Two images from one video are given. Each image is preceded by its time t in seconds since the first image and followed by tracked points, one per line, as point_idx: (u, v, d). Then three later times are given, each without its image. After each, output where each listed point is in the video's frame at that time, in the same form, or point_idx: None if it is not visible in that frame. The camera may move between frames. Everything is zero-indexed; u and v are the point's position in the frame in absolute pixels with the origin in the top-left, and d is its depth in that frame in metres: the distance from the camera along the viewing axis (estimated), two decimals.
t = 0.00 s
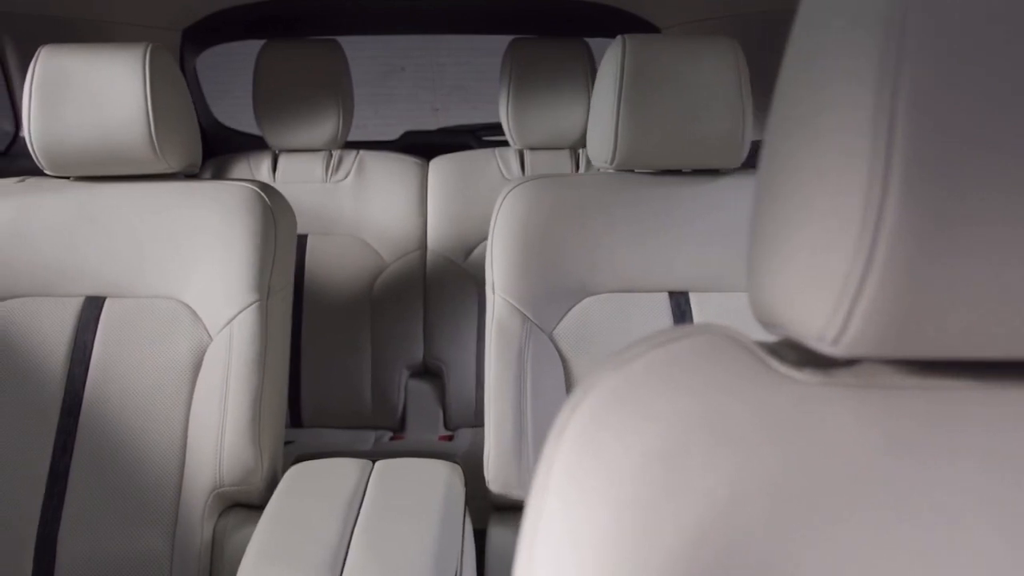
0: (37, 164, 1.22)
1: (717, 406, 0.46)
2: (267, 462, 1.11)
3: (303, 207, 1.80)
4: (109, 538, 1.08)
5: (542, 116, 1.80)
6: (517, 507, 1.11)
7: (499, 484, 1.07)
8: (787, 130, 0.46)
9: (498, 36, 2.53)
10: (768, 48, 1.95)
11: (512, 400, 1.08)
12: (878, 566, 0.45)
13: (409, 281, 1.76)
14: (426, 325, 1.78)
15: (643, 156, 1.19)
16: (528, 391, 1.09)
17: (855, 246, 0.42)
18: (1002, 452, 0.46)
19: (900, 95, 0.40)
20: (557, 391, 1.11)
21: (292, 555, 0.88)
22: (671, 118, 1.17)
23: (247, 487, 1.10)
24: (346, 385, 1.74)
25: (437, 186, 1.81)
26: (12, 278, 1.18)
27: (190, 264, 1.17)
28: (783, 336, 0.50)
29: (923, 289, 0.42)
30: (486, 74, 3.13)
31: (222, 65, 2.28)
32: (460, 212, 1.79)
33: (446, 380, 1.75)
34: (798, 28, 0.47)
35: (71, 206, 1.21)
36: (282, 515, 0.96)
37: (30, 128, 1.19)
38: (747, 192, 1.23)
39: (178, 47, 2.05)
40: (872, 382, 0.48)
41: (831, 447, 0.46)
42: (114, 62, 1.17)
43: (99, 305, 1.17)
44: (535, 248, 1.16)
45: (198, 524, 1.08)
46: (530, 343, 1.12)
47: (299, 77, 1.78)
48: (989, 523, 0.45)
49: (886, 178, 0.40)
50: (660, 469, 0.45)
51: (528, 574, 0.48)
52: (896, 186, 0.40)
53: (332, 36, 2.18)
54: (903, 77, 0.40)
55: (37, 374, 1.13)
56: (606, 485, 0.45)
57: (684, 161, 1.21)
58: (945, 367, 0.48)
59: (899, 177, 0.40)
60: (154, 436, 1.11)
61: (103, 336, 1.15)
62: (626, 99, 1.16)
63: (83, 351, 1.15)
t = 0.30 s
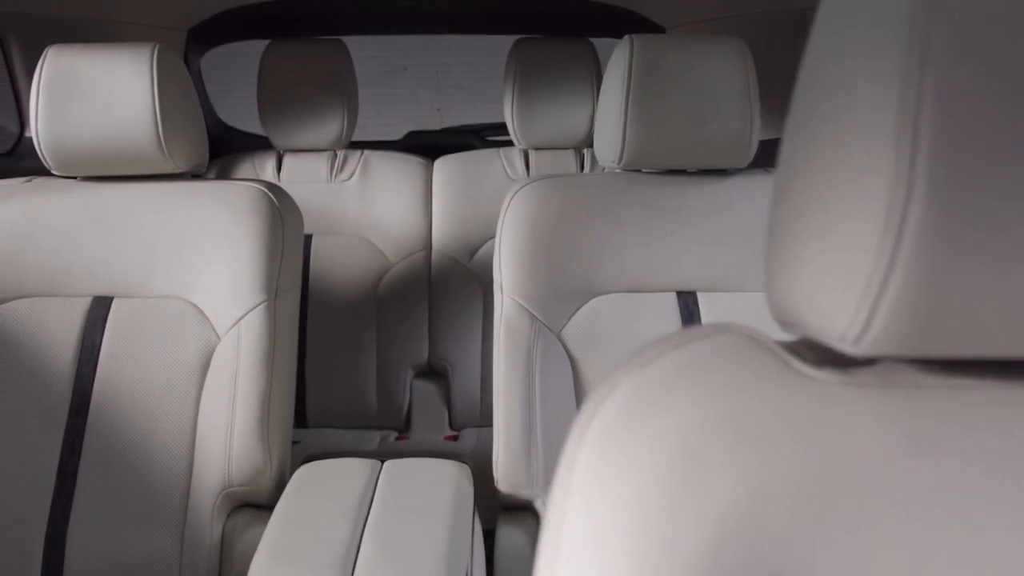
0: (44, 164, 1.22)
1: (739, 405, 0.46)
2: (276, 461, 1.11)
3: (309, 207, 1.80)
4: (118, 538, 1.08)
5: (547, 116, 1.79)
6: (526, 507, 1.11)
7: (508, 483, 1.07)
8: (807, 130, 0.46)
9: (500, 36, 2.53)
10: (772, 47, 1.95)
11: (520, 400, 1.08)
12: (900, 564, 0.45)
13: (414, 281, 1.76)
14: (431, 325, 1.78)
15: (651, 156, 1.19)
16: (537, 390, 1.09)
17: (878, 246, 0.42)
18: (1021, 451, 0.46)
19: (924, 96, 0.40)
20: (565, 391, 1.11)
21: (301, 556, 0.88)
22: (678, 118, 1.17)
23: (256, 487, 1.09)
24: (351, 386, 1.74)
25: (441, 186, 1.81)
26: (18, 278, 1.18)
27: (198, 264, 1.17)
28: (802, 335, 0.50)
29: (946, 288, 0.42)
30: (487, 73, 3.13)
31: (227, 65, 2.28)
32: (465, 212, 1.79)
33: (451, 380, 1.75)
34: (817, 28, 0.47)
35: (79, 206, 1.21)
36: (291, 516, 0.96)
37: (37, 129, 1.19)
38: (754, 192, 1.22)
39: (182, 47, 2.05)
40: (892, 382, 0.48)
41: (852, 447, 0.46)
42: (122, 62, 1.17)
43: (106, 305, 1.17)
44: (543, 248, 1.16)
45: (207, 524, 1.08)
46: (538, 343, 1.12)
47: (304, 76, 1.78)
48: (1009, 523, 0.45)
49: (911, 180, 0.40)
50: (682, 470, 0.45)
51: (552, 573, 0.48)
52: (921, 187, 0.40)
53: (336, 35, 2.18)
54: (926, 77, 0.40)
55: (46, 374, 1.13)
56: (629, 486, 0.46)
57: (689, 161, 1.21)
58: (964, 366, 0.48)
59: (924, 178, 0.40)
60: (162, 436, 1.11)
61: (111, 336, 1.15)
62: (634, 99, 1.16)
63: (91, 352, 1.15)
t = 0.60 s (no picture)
0: (53, 164, 1.22)
1: (763, 406, 0.46)
2: (286, 461, 1.11)
3: (315, 208, 1.80)
4: (128, 538, 1.08)
5: (552, 116, 1.79)
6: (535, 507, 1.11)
7: (518, 483, 1.06)
8: (827, 129, 0.46)
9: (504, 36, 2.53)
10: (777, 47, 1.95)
11: (530, 399, 1.08)
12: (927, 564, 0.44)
13: (419, 281, 1.76)
14: (437, 325, 1.78)
15: (658, 156, 1.20)
16: (547, 390, 1.08)
17: (905, 246, 0.42)
18: None
19: (951, 99, 0.40)
20: (575, 391, 1.11)
21: (313, 555, 0.88)
22: (687, 118, 1.17)
23: (266, 487, 1.09)
24: (358, 386, 1.74)
25: (446, 186, 1.81)
26: (26, 278, 1.17)
27: (206, 264, 1.17)
28: (824, 334, 0.50)
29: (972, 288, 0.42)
30: (489, 73, 3.13)
31: (230, 65, 2.27)
32: (470, 212, 1.79)
33: (457, 380, 1.75)
34: (839, 29, 0.46)
35: (87, 206, 1.21)
36: (302, 516, 0.96)
37: (45, 128, 1.19)
38: (763, 192, 1.23)
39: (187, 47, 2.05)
40: (914, 382, 0.48)
41: (877, 447, 0.46)
42: (131, 62, 1.17)
43: (115, 304, 1.17)
44: (552, 248, 1.16)
45: (217, 525, 1.08)
46: (548, 344, 1.12)
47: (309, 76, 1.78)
48: None
49: (938, 182, 0.40)
50: (707, 470, 0.45)
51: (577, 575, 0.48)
52: (948, 188, 0.40)
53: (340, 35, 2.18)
54: (953, 80, 0.40)
55: (55, 374, 1.13)
56: (654, 487, 0.45)
57: (694, 161, 1.21)
58: (985, 366, 0.48)
59: (951, 179, 0.40)
60: (172, 436, 1.11)
61: (120, 337, 1.15)
62: (642, 99, 1.16)
63: (100, 352, 1.15)
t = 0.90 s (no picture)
0: (60, 164, 1.22)
1: (785, 406, 0.46)
2: (295, 461, 1.11)
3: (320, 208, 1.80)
4: (138, 538, 1.08)
5: (557, 116, 1.80)
6: (545, 507, 1.11)
7: (528, 483, 1.06)
8: (846, 128, 0.45)
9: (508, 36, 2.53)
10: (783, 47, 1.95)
11: (539, 399, 1.07)
12: (952, 565, 0.44)
13: (425, 281, 1.76)
14: (442, 325, 1.78)
15: (667, 157, 1.20)
16: (556, 390, 1.08)
17: (930, 246, 0.41)
18: None
19: (976, 100, 0.40)
20: (585, 391, 1.11)
21: (325, 555, 0.88)
22: (694, 119, 1.17)
23: (276, 487, 1.09)
24: (363, 385, 1.74)
25: (452, 186, 1.81)
26: (34, 277, 1.17)
27: (215, 264, 1.17)
28: (843, 334, 0.49)
29: (995, 288, 0.41)
30: (493, 73, 3.13)
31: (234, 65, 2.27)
32: (475, 212, 1.79)
33: (462, 380, 1.75)
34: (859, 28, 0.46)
35: (95, 206, 1.21)
36: (313, 514, 0.96)
37: (54, 128, 1.19)
38: (771, 192, 1.22)
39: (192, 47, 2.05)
40: (933, 382, 0.48)
41: (898, 447, 0.46)
42: (139, 62, 1.17)
43: (123, 304, 1.17)
44: (560, 249, 1.16)
45: (227, 525, 1.08)
46: (557, 343, 1.11)
47: (314, 76, 1.78)
48: None
49: (963, 182, 0.40)
50: (731, 469, 0.45)
51: None
52: (973, 188, 0.40)
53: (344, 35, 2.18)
54: (977, 80, 0.40)
55: (63, 374, 1.13)
56: (677, 487, 0.45)
57: (703, 162, 1.21)
58: (1005, 367, 0.48)
59: (976, 179, 0.40)
60: (181, 436, 1.11)
61: (129, 337, 1.15)
62: (651, 100, 1.16)
63: (109, 352, 1.15)
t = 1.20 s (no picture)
0: (69, 164, 1.22)
1: (811, 406, 0.46)
2: (306, 460, 1.11)
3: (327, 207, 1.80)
4: (148, 538, 1.08)
5: (562, 116, 1.80)
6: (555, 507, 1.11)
7: (539, 482, 1.06)
8: (868, 128, 0.45)
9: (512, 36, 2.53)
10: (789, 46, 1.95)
11: (550, 399, 1.07)
12: (978, 565, 0.44)
13: (432, 281, 1.76)
14: (449, 325, 1.78)
15: (677, 157, 1.20)
16: (567, 390, 1.08)
17: (958, 247, 0.41)
18: None
19: (1005, 101, 0.39)
20: (595, 390, 1.11)
21: (337, 555, 0.88)
22: (703, 120, 1.17)
23: (287, 486, 1.09)
24: (370, 385, 1.74)
25: (458, 186, 1.81)
26: (44, 277, 1.17)
27: (225, 264, 1.17)
28: (865, 333, 0.48)
29: None
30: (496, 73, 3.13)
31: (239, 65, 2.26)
32: (481, 211, 1.79)
33: (469, 380, 1.75)
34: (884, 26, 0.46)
35: (105, 206, 1.21)
36: (325, 514, 0.96)
37: (63, 128, 1.18)
38: (781, 192, 1.22)
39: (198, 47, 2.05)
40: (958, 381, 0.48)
41: (924, 448, 0.46)
42: (149, 62, 1.17)
43: (132, 304, 1.17)
44: (570, 249, 1.16)
45: (238, 525, 1.08)
46: (568, 343, 1.11)
47: (320, 76, 1.78)
48: None
49: (993, 186, 0.40)
50: (758, 469, 0.45)
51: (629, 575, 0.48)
52: (1002, 190, 0.39)
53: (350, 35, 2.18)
54: (1005, 81, 0.39)
55: (73, 374, 1.13)
56: (707, 487, 0.45)
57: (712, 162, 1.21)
58: None
59: (1006, 181, 0.39)
60: (192, 436, 1.11)
61: (139, 336, 1.15)
62: (661, 100, 1.16)
63: (118, 352, 1.15)
